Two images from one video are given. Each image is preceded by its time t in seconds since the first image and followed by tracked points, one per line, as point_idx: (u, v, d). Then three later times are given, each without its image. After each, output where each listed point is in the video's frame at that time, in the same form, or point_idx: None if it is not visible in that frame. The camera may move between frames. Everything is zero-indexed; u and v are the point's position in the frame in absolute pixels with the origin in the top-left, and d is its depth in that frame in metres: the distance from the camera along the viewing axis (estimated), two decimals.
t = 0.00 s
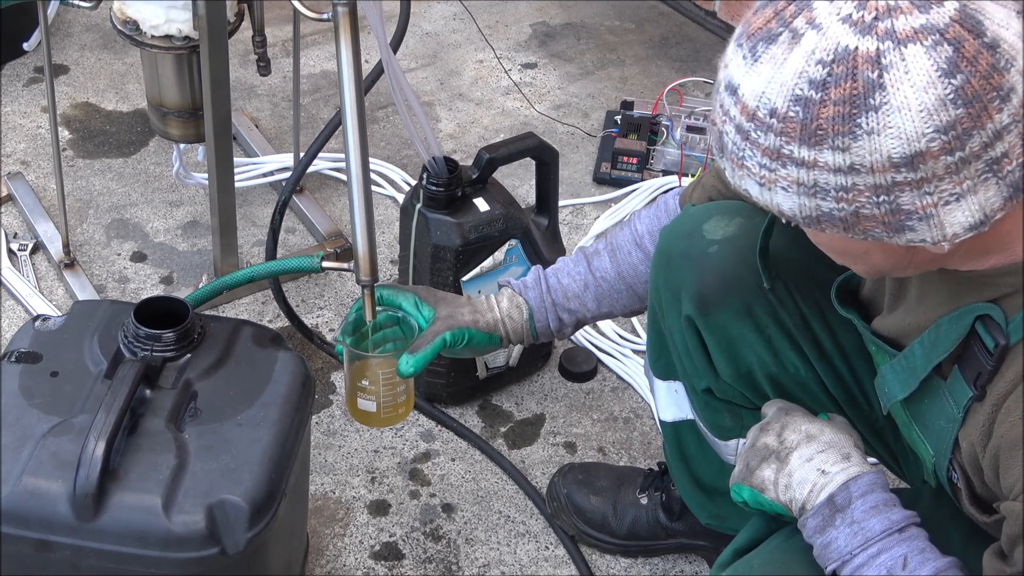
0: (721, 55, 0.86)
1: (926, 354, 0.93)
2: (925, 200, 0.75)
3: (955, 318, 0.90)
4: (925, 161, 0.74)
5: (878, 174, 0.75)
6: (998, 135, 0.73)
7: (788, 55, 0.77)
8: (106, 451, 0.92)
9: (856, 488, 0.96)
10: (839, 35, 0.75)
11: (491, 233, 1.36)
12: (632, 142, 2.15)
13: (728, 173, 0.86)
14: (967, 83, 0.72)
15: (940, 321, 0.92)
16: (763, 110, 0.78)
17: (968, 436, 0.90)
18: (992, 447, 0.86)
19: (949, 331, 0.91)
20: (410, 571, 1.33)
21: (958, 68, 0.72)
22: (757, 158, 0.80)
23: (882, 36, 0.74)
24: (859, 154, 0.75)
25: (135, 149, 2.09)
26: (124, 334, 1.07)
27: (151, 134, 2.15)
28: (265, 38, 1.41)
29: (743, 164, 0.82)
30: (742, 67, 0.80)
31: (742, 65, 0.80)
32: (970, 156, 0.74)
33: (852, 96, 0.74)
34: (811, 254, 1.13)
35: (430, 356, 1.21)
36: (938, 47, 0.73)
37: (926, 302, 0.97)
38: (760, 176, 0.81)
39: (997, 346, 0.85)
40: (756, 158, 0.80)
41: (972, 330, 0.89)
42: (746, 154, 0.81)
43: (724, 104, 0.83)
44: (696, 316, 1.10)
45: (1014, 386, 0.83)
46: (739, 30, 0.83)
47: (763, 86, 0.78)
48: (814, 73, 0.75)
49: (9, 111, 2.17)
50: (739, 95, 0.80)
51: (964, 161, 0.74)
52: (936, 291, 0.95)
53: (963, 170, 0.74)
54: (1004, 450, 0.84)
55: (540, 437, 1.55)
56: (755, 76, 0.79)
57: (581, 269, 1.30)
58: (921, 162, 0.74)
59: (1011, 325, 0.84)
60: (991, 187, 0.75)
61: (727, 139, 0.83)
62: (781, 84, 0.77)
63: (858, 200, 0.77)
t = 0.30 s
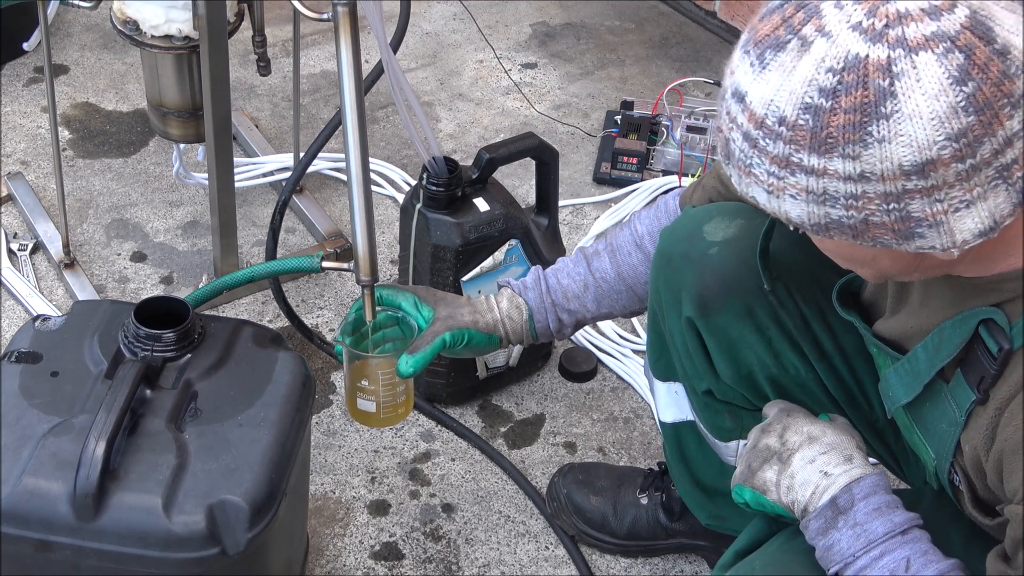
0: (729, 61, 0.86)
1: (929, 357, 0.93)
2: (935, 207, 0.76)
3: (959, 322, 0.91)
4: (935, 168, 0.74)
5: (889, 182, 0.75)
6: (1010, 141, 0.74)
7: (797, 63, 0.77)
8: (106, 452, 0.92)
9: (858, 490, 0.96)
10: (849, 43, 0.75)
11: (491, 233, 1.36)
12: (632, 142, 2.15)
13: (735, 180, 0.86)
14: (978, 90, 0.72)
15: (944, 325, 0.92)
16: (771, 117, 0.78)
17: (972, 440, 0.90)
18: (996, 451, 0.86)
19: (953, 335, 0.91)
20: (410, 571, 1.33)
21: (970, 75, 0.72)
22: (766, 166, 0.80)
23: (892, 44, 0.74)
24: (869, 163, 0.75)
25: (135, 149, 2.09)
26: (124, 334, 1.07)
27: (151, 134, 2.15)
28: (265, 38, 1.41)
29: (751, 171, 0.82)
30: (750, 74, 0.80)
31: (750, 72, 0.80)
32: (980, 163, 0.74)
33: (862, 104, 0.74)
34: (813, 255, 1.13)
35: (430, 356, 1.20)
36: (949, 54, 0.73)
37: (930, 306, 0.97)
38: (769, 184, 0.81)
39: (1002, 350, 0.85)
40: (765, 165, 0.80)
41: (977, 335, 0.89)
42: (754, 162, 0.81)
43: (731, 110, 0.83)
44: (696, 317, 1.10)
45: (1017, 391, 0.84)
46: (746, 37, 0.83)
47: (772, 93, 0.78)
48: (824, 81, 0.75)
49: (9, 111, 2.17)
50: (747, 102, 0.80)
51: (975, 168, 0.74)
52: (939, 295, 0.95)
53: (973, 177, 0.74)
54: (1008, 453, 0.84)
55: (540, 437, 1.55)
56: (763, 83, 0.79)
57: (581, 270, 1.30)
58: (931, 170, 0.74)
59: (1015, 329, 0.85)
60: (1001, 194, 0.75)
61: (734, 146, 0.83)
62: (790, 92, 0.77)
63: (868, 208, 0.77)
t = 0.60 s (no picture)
0: (729, 73, 0.86)
1: (931, 362, 0.93)
2: (940, 218, 0.76)
3: (961, 327, 0.90)
4: (940, 181, 0.74)
5: (894, 196, 0.75)
6: (1014, 152, 0.74)
7: (799, 77, 0.77)
8: (106, 451, 0.92)
9: (861, 493, 0.96)
10: (852, 57, 0.75)
11: (491, 233, 1.36)
12: (632, 142, 2.15)
13: (738, 193, 0.87)
14: (982, 102, 0.72)
15: (946, 330, 0.92)
16: (774, 132, 0.78)
17: (973, 444, 0.90)
18: (998, 457, 0.86)
19: (955, 340, 0.91)
20: (410, 571, 1.33)
21: (973, 87, 0.72)
22: (769, 180, 0.80)
23: (895, 58, 0.73)
24: (874, 176, 0.75)
25: (135, 149, 2.09)
26: (124, 334, 1.07)
27: (151, 134, 2.15)
28: (265, 39, 1.41)
29: (755, 185, 0.82)
30: (752, 88, 0.80)
31: (751, 86, 0.80)
32: (985, 174, 0.74)
33: (867, 119, 0.74)
34: (814, 257, 1.12)
35: (429, 356, 1.20)
36: (952, 67, 0.72)
37: (932, 312, 0.97)
38: (772, 198, 0.81)
39: (1004, 356, 0.85)
40: (768, 179, 0.80)
41: (979, 340, 0.89)
42: (757, 176, 0.81)
43: (733, 124, 0.83)
44: (696, 320, 1.10)
45: (1019, 397, 0.84)
46: (746, 50, 0.83)
47: (774, 108, 0.78)
48: (827, 95, 0.75)
49: (9, 111, 2.17)
50: (749, 116, 0.80)
51: (980, 179, 0.74)
52: (941, 300, 0.95)
53: (978, 188, 0.74)
54: (1010, 459, 0.84)
55: (540, 437, 1.55)
56: (765, 98, 0.79)
57: (581, 270, 1.30)
58: (936, 183, 0.74)
59: (1017, 335, 0.85)
60: (1006, 204, 0.76)
61: (736, 159, 0.84)
62: (792, 107, 0.77)
63: (872, 221, 0.77)
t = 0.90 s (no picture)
0: (730, 80, 0.86)
1: (931, 361, 0.94)
2: (946, 224, 0.76)
3: (961, 327, 0.91)
4: (945, 187, 0.74)
5: (898, 202, 0.75)
6: (1019, 156, 0.74)
7: (802, 85, 0.77)
8: (106, 452, 0.92)
9: (858, 496, 0.96)
10: (855, 64, 0.75)
11: (491, 233, 1.36)
12: (632, 142, 2.15)
13: (741, 201, 0.87)
14: (986, 107, 0.72)
15: (946, 329, 0.92)
16: (777, 140, 0.78)
17: (973, 445, 0.90)
18: (998, 457, 0.86)
19: (954, 339, 0.91)
20: (410, 571, 1.33)
21: (977, 92, 0.72)
22: (773, 188, 0.80)
23: (898, 65, 0.73)
24: (879, 183, 0.75)
25: (135, 149, 2.09)
26: (125, 334, 1.07)
27: (151, 134, 2.15)
28: (266, 38, 1.40)
29: (758, 193, 0.82)
30: (754, 96, 0.80)
31: (753, 94, 0.80)
32: (990, 179, 0.74)
33: (871, 126, 0.74)
34: (812, 258, 1.12)
35: (427, 352, 1.20)
36: (956, 73, 0.72)
37: (932, 313, 0.97)
38: (776, 206, 0.81)
39: (1003, 356, 0.85)
40: (772, 187, 0.80)
41: (978, 340, 0.89)
42: (760, 184, 0.81)
43: (735, 132, 0.83)
44: (694, 321, 1.10)
45: (1019, 398, 0.84)
46: (747, 57, 0.83)
47: (777, 116, 0.78)
48: (830, 103, 0.75)
49: (9, 111, 2.17)
50: (751, 124, 0.80)
51: (985, 184, 0.74)
52: (941, 301, 0.95)
53: (983, 193, 0.75)
54: (1009, 460, 0.84)
55: (540, 437, 1.55)
56: (767, 106, 0.79)
57: (580, 269, 1.30)
58: (941, 189, 0.74)
59: (1016, 335, 0.85)
60: (1011, 208, 0.76)
61: (739, 167, 0.84)
62: (795, 115, 0.77)
63: (877, 227, 0.77)
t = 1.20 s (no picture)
0: (732, 88, 0.85)
1: (934, 366, 0.93)
2: (950, 230, 0.76)
3: (966, 331, 0.90)
4: (950, 193, 0.74)
5: (903, 209, 0.75)
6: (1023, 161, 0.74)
7: (805, 92, 0.77)
8: (106, 451, 0.92)
9: (863, 498, 0.96)
10: (858, 71, 0.74)
11: (491, 233, 1.36)
12: (633, 142, 2.15)
13: (744, 208, 0.87)
14: (990, 113, 0.72)
15: (949, 334, 0.92)
16: (780, 148, 0.78)
17: (976, 449, 0.90)
18: (1002, 462, 0.86)
19: (958, 344, 0.91)
20: (410, 571, 1.33)
21: (981, 98, 0.72)
22: (776, 196, 0.80)
23: (902, 71, 0.73)
24: (883, 190, 0.75)
25: (135, 149, 2.09)
26: (124, 334, 1.07)
27: (151, 134, 2.15)
28: (266, 38, 1.40)
29: (761, 201, 0.82)
30: (756, 104, 0.80)
31: (755, 102, 0.80)
32: (994, 184, 0.74)
33: (875, 133, 0.74)
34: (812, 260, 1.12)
35: (427, 353, 1.20)
36: (960, 79, 0.72)
37: (934, 317, 0.97)
38: (780, 213, 0.81)
39: (1008, 360, 0.85)
40: (775, 195, 0.80)
41: (982, 344, 0.89)
42: (764, 192, 0.81)
43: (737, 140, 0.83)
44: (694, 323, 1.10)
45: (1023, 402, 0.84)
46: (748, 64, 0.83)
47: (780, 123, 0.78)
48: (834, 110, 0.75)
49: (9, 111, 2.17)
50: (754, 132, 0.80)
51: (990, 189, 0.74)
52: (944, 304, 0.96)
53: (988, 199, 0.75)
54: (1013, 464, 0.84)
55: (540, 437, 1.55)
56: (770, 113, 0.79)
57: (579, 270, 1.30)
58: (946, 195, 0.74)
59: (1020, 340, 0.85)
60: (1015, 213, 0.76)
61: (742, 175, 0.84)
62: (798, 122, 0.77)
63: (882, 234, 0.77)
